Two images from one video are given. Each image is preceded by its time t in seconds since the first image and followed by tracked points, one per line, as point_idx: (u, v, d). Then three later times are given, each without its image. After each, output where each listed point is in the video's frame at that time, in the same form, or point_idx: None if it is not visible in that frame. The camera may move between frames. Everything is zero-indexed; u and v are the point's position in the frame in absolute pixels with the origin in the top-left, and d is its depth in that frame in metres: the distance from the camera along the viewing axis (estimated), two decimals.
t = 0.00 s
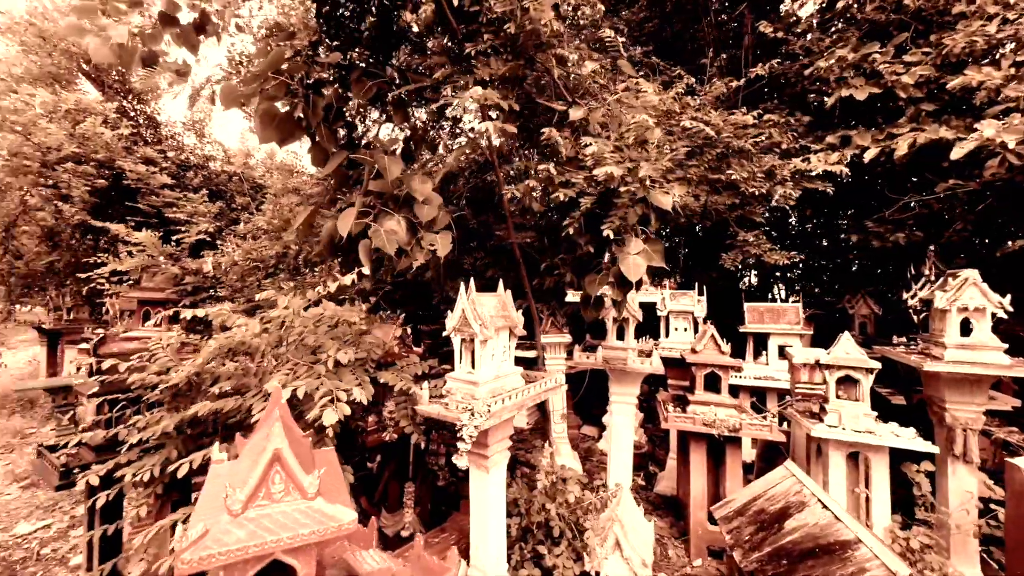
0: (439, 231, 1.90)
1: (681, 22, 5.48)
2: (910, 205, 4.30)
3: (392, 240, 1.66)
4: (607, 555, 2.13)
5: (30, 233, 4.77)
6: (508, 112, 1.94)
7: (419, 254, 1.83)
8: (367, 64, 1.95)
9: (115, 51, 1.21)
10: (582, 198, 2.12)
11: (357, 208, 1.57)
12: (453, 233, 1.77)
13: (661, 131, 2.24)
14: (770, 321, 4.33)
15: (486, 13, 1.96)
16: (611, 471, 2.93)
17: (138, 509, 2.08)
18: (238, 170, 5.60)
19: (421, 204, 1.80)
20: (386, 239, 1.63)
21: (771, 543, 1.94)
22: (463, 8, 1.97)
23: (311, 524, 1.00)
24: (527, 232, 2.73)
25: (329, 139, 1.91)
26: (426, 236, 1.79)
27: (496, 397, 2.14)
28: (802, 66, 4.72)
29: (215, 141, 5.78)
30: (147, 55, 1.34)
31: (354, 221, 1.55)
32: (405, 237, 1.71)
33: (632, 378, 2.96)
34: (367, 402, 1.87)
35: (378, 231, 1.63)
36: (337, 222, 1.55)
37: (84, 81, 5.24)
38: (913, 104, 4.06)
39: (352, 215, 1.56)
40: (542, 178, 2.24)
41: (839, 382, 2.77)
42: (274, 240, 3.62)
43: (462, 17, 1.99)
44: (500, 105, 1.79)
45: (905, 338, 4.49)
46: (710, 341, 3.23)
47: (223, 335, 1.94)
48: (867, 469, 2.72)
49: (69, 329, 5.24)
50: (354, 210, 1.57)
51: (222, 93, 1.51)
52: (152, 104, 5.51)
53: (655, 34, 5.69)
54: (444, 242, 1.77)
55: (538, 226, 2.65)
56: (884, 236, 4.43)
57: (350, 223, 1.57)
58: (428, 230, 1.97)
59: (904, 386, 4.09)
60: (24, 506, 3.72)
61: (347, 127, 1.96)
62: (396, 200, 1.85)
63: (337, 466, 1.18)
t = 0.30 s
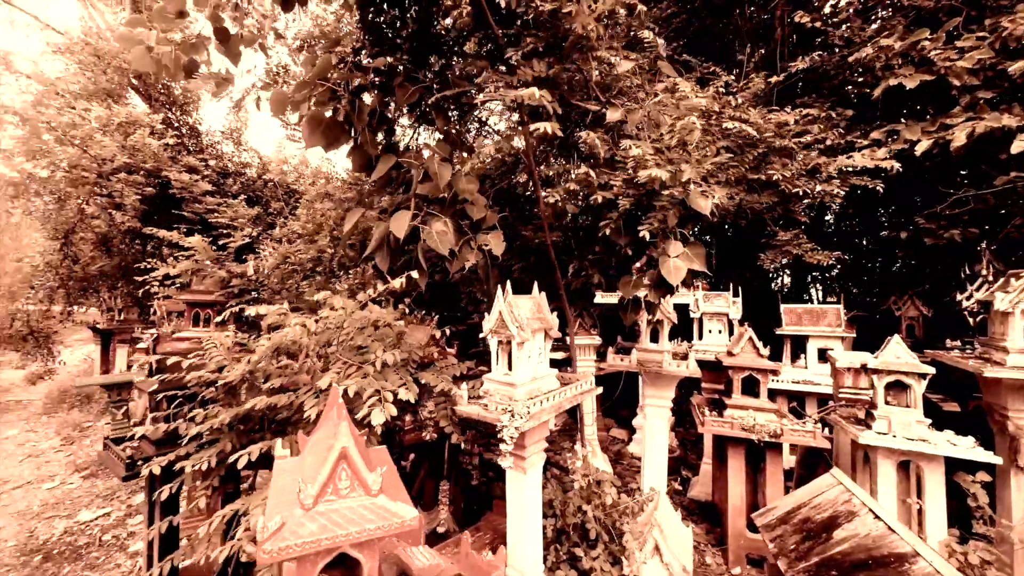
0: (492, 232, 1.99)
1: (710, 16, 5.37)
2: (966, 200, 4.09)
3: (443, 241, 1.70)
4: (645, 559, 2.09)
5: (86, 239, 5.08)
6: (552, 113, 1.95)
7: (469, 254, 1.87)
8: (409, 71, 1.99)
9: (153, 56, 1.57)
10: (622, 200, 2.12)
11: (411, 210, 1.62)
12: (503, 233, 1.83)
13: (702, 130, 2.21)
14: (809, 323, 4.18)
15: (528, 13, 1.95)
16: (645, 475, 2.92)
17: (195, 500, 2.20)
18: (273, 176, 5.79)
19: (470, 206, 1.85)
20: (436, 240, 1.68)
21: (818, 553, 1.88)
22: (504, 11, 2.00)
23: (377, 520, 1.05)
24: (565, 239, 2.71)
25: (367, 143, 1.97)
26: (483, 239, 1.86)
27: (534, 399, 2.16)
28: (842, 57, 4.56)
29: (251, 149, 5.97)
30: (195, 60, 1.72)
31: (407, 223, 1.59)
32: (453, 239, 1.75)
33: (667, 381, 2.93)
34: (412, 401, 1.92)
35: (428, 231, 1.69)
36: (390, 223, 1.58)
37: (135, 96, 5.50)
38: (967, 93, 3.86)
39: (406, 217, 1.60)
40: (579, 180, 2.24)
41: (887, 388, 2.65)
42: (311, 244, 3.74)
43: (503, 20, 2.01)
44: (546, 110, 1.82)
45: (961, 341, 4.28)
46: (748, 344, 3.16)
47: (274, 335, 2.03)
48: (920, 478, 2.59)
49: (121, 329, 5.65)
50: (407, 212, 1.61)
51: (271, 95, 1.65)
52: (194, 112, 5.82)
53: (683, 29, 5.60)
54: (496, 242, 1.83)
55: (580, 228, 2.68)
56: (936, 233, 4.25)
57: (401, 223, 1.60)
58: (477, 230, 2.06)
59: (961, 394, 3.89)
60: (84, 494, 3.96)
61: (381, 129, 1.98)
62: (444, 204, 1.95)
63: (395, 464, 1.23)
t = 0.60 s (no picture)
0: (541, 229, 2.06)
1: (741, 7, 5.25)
2: None
3: (491, 240, 1.85)
4: (686, 561, 2.14)
5: (133, 243, 5.44)
6: (600, 109, 1.95)
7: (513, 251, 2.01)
8: (449, 72, 2.03)
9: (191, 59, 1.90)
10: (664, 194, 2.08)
11: (463, 213, 1.78)
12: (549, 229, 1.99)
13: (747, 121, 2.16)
14: (851, 322, 4.01)
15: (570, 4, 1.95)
16: (680, 475, 2.89)
17: (244, 490, 2.29)
18: (305, 180, 5.93)
19: (516, 203, 1.98)
20: (485, 240, 1.82)
21: (873, 561, 1.78)
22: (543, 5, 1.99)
23: (434, 511, 1.07)
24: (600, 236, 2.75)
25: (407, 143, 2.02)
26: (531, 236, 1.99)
27: (572, 397, 2.15)
28: (887, 42, 4.36)
29: (282, 154, 6.08)
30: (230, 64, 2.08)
31: (459, 225, 1.76)
32: (499, 238, 1.91)
33: (704, 381, 2.85)
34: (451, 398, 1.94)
35: (477, 231, 1.82)
36: (442, 224, 1.76)
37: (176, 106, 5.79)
38: None
39: (457, 220, 1.76)
40: (616, 176, 2.22)
41: (943, 390, 2.51)
42: (345, 245, 3.84)
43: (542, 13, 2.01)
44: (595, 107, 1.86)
45: None
46: (789, 343, 3.06)
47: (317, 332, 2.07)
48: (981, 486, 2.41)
49: (165, 328, 6.01)
50: (460, 215, 1.79)
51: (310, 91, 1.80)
52: (230, 119, 6.01)
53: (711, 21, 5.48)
54: (540, 238, 1.98)
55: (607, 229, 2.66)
56: (997, 222, 4.13)
57: (451, 224, 1.76)
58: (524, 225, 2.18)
59: None
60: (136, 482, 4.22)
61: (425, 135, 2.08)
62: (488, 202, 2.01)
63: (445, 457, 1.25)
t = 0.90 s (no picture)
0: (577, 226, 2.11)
1: None
2: None
3: (529, 237, 1.88)
4: (728, 565, 1.99)
5: (174, 247, 5.70)
6: (643, 104, 1.96)
7: (552, 249, 2.03)
8: (483, 67, 2.07)
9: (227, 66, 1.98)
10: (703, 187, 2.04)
11: (497, 210, 1.80)
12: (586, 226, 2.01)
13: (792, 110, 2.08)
14: (897, 320, 3.81)
15: None
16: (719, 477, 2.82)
17: (286, 483, 2.37)
18: (333, 183, 6.03)
19: (550, 200, 1.98)
20: (521, 234, 1.85)
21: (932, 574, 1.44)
22: None
23: (484, 507, 1.07)
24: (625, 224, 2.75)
25: (443, 141, 2.05)
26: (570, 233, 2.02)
27: (607, 395, 2.12)
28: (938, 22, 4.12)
29: (311, 157, 6.24)
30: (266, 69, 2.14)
31: (494, 223, 1.78)
32: (534, 234, 1.94)
33: (740, 380, 2.81)
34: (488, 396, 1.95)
35: (514, 228, 1.85)
36: (476, 221, 1.78)
37: (211, 114, 5.98)
38: None
39: (492, 217, 1.79)
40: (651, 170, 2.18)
41: (1006, 392, 2.36)
42: (375, 245, 3.92)
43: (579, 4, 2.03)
44: (638, 102, 1.86)
45: None
46: (832, 342, 2.94)
47: (355, 330, 2.10)
48: None
49: (205, 328, 6.11)
50: (495, 210, 1.81)
51: (350, 88, 1.76)
52: (261, 126, 6.24)
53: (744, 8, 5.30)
54: (578, 235, 2.00)
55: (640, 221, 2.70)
56: None
57: (486, 222, 1.79)
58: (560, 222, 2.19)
59: None
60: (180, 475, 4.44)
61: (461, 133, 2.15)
62: (527, 199, 2.09)
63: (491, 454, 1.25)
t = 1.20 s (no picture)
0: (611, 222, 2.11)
1: None
2: None
3: (562, 234, 1.94)
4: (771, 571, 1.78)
5: (210, 250, 5.94)
6: (685, 98, 1.95)
7: (585, 246, 2.05)
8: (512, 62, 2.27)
9: (263, 77, 2.08)
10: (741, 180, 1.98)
11: (531, 207, 1.88)
12: (619, 224, 2.01)
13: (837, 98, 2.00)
14: (946, 317, 3.61)
15: None
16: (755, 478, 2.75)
17: (323, 478, 2.43)
18: (357, 185, 6.13)
19: (584, 196, 2.03)
20: (554, 229, 1.91)
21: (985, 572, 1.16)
22: None
23: (531, 505, 1.07)
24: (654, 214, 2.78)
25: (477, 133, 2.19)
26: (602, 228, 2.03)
27: (641, 394, 2.08)
28: None
29: (337, 160, 6.39)
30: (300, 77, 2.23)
31: (529, 221, 1.86)
32: (568, 231, 1.97)
33: (778, 380, 2.73)
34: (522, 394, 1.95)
35: (549, 223, 1.93)
36: (512, 218, 1.87)
37: (243, 122, 6.19)
38: None
39: (527, 215, 1.87)
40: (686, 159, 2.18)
41: None
42: (402, 244, 3.99)
43: None
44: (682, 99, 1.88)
45: None
46: (877, 340, 2.79)
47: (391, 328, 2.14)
48: None
49: (239, 328, 6.34)
50: (528, 208, 1.89)
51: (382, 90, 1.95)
52: (290, 131, 6.43)
53: None
54: (613, 232, 2.00)
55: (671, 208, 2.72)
56: None
57: (520, 218, 1.87)
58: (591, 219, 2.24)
59: None
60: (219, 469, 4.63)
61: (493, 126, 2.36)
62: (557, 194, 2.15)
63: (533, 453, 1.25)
